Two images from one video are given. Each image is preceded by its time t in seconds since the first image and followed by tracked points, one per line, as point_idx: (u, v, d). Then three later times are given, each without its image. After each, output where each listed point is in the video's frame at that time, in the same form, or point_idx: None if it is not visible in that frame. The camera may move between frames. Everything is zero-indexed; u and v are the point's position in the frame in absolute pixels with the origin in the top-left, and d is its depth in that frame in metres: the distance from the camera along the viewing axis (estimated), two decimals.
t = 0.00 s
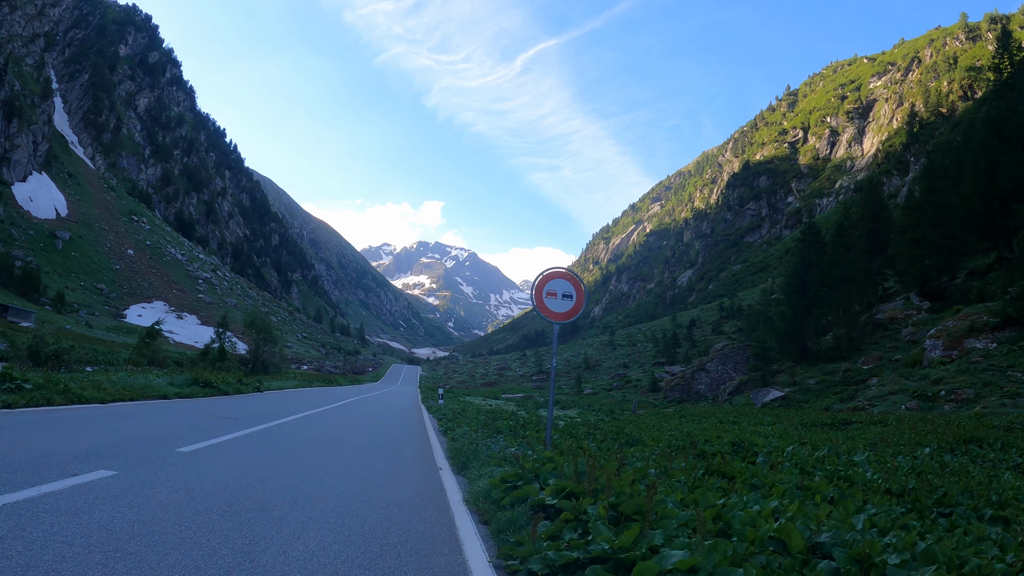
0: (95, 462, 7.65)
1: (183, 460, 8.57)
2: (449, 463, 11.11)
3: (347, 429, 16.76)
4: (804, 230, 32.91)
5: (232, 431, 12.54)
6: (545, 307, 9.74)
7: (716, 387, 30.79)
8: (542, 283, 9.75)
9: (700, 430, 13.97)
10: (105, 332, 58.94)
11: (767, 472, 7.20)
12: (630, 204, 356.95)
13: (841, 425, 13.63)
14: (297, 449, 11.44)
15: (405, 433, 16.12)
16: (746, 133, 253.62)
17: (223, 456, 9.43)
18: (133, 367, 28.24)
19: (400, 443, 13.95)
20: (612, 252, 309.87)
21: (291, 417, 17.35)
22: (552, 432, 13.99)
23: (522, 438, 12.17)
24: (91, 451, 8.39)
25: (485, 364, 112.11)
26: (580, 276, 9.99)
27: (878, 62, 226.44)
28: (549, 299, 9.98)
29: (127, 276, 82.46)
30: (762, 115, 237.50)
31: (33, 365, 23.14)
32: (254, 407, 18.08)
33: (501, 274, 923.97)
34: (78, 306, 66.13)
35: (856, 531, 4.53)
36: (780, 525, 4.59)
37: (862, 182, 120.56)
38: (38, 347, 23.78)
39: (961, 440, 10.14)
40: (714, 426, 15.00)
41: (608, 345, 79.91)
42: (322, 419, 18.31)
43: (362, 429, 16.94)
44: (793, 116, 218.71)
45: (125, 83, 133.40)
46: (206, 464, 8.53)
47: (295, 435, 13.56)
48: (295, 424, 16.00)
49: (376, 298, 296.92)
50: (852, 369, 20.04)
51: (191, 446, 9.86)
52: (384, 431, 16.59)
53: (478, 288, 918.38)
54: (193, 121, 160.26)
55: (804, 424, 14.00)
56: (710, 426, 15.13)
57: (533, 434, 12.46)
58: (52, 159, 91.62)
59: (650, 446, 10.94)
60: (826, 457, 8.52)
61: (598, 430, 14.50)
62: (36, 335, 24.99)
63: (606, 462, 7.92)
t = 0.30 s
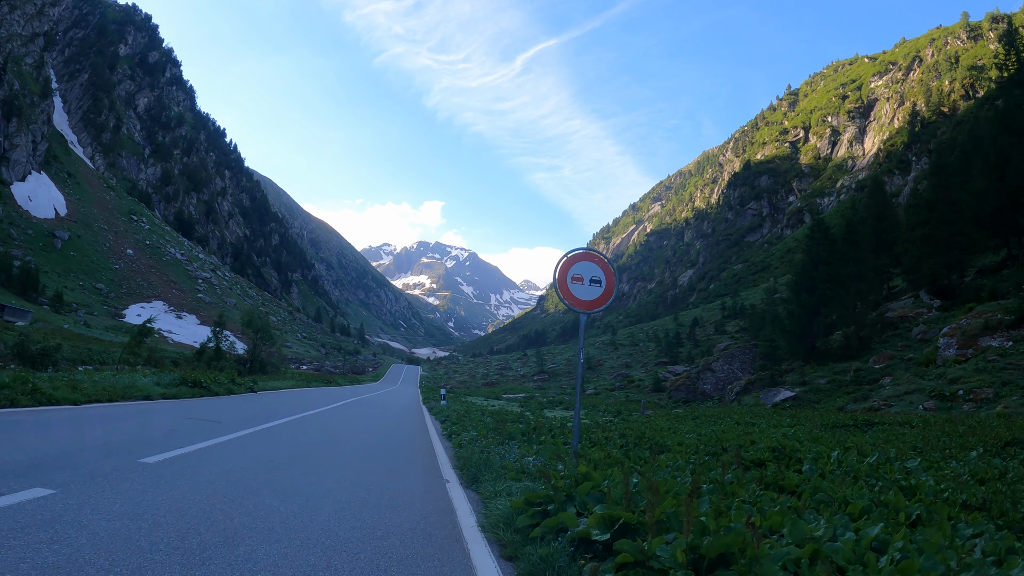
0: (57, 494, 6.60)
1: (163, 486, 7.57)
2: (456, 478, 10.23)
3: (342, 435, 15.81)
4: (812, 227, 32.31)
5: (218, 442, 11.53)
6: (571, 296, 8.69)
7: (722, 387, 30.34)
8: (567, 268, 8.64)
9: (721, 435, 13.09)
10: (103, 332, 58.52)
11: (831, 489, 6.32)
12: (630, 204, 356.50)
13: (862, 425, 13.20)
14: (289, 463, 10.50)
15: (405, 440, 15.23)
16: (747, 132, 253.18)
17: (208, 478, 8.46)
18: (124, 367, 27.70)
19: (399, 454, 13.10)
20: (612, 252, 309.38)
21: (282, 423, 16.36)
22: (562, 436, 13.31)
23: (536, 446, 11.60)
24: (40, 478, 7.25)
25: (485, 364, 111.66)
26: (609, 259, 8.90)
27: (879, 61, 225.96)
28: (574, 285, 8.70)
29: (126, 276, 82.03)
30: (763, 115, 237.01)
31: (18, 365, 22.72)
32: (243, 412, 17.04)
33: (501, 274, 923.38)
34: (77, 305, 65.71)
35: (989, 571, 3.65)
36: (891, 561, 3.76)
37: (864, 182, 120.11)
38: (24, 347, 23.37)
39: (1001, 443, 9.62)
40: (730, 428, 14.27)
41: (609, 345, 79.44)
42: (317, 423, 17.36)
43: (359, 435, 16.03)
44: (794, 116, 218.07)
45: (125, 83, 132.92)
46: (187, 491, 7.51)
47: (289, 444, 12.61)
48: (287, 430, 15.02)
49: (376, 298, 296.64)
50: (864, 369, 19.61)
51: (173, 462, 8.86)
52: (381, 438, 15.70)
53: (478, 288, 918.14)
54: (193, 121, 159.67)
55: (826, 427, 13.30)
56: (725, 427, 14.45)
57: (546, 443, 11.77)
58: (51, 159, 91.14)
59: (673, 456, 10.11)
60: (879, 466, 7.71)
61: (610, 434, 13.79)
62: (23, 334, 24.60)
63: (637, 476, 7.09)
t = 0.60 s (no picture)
0: None
1: (128, 494, 6.39)
2: (467, 487, 9.21)
3: (339, 439, 14.70)
4: (821, 224, 31.74)
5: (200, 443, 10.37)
6: (610, 280, 7.18)
7: (729, 386, 29.87)
8: (603, 245, 7.20)
9: (747, 439, 12.15)
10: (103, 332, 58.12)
11: (932, 503, 5.23)
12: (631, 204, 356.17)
13: (887, 425, 12.64)
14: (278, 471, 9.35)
15: (406, 447, 14.16)
16: (748, 132, 252.79)
17: (184, 484, 7.28)
18: (116, 367, 27.38)
19: (401, 462, 12.02)
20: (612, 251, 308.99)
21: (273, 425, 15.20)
22: (575, 439, 12.41)
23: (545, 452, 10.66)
24: None
25: (486, 364, 111.30)
26: (650, 237, 7.43)
27: (879, 60, 225.52)
28: (610, 267, 7.38)
29: (126, 276, 81.61)
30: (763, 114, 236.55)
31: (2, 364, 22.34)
32: (230, 415, 15.83)
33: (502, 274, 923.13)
34: (76, 306, 65.23)
35: None
36: None
37: (865, 180, 119.73)
38: (8, 345, 22.99)
39: None
40: (750, 431, 13.52)
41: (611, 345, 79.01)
42: (312, 427, 16.25)
43: (357, 440, 14.94)
44: (795, 114, 217.44)
45: (124, 83, 132.42)
46: (155, 501, 6.31)
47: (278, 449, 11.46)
48: (278, 434, 13.86)
49: (377, 298, 296.50)
50: (876, 367, 19.21)
51: (144, 461, 7.69)
52: (381, 443, 14.62)
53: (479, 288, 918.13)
54: (194, 121, 159.32)
55: (849, 428, 12.69)
56: (742, 430, 13.79)
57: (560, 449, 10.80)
58: (51, 159, 90.66)
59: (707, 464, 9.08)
60: (953, 474, 6.86)
61: (624, 436, 12.97)
62: (10, 332, 24.26)
63: (688, 491, 5.93)
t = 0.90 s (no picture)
0: None
1: (39, 522, 4.89)
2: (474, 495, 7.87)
3: (326, 442, 13.32)
4: (826, 219, 31.18)
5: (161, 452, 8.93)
6: (659, 255, 5.86)
7: (733, 385, 29.45)
8: (652, 210, 5.86)
9: (777, 444, 11.07)
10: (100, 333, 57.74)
11: None
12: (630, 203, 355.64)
13: (915, 426, 12.06)
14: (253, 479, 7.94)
15: (401, 452, 12.80)
16: (747, 131, 252.42)
17: (128, 503, 5.83)
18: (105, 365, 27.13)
19: (396, 466, 10.66)
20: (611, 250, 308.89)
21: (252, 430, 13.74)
22: (586, 445, 11.42)
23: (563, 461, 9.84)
24: None
25: (485, 364, 111.03)
26: (707, 206, 6.06)
27: (878, 58, 225.10)
28: (658, 237, 6.03)
29: (123, 276, 80.96)
30: (762, 113, 236.31)
31: None
32: (205, 419, 14.34)
33: (500, 274, 922.97)
34: (72, 306, 64.60)
35: None
36: None
37: (865, 179, 119.52)
38: None
39: None
40: (769, 435, 12.74)
41: (611, 344, 78.60)
42: (296, 431, 14.80)
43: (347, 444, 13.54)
44: (794, 113, 217.05)
45: (122, 83, 131.62)
46: (78, 528, 4.85)
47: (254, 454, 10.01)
48: (258, 439, 12.43)
49: (376, 298, 296.11)
50: (887, 367, 18.93)
51: (88, 485, 6.37)
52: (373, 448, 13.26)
53: (478, 287, 918.03)
54: (192, 121, 158.52)
55: (873, 430, 12.02)
56: (759, 434, 13.03)
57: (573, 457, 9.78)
58: (48, 159, 89.93)
59: (752, 472, 7.83)
60: None
61: (636, 440, 12.12)
62: None
63: (762, 523, 4.75)
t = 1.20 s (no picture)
0: None
1: None
2: (480, 526, 6.89)
3: (316, 449, 12.34)
4: (836, 215, 30.50)
5: (117, 471, 7.89)
6: (736, 210, 4.27)
7: (738, 386, 29.07)
8: (725, 158, 4.34)
9: (805, 451, 10.28)
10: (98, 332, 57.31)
11: None
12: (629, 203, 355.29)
13: (943, 428, 11.62)
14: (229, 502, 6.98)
15: (397, 458, 11.84)
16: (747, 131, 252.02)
17: (63, 553, 4.85)
18: (89, 363, 27.03)
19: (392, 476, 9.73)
20: (611, 250, 308.69)
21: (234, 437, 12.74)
22: (600, 453, 10.54)
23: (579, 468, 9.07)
24: None
25: (484, 364, 110.60)
26: (790, 154, 4.56)
27: (878, 59, 224.72)
28: (736, 190, 4.43)
29: (121, 275, 80.40)
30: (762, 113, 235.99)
31: None
32: (182, 424, 13.30)
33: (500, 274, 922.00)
34: (70, 305, 64.08)
35: None
36: None
37: (865, 179, 119.17)
38: None
39: None
40: (793, 440, 12.00)
41: (612, 344, 78.19)
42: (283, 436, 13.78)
43: (338, 449, 12.59)
44: (795, 114, 216.56)
45: (121, 82, 131.03)
46: None
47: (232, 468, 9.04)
48: (238, 447, 11.38)
49: (375, 297, 295.69)
50: (897, 367, 18.75)
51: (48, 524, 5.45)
52: (367, 452, 12.30)
53: (477, 287, 917.71)
54: (191, 120, 157.94)
55: (901, 434, 11.44)
56: (780, 438, 12.36)
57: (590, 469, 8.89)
58: (47, 158, 89.39)
59: (800, 490, 6.91)
60: None
61: (652, 445, 11.30)
62: None
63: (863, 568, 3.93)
